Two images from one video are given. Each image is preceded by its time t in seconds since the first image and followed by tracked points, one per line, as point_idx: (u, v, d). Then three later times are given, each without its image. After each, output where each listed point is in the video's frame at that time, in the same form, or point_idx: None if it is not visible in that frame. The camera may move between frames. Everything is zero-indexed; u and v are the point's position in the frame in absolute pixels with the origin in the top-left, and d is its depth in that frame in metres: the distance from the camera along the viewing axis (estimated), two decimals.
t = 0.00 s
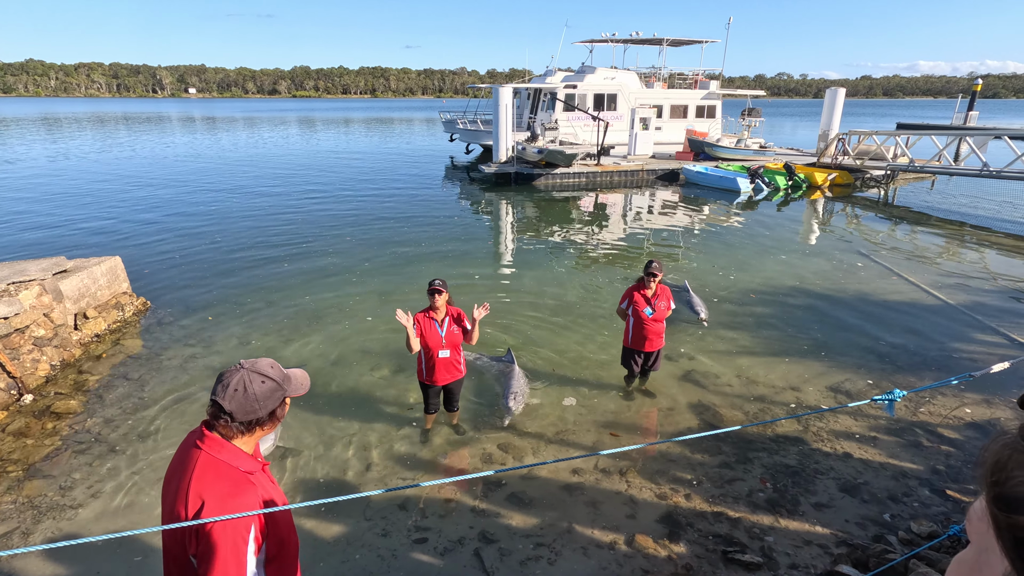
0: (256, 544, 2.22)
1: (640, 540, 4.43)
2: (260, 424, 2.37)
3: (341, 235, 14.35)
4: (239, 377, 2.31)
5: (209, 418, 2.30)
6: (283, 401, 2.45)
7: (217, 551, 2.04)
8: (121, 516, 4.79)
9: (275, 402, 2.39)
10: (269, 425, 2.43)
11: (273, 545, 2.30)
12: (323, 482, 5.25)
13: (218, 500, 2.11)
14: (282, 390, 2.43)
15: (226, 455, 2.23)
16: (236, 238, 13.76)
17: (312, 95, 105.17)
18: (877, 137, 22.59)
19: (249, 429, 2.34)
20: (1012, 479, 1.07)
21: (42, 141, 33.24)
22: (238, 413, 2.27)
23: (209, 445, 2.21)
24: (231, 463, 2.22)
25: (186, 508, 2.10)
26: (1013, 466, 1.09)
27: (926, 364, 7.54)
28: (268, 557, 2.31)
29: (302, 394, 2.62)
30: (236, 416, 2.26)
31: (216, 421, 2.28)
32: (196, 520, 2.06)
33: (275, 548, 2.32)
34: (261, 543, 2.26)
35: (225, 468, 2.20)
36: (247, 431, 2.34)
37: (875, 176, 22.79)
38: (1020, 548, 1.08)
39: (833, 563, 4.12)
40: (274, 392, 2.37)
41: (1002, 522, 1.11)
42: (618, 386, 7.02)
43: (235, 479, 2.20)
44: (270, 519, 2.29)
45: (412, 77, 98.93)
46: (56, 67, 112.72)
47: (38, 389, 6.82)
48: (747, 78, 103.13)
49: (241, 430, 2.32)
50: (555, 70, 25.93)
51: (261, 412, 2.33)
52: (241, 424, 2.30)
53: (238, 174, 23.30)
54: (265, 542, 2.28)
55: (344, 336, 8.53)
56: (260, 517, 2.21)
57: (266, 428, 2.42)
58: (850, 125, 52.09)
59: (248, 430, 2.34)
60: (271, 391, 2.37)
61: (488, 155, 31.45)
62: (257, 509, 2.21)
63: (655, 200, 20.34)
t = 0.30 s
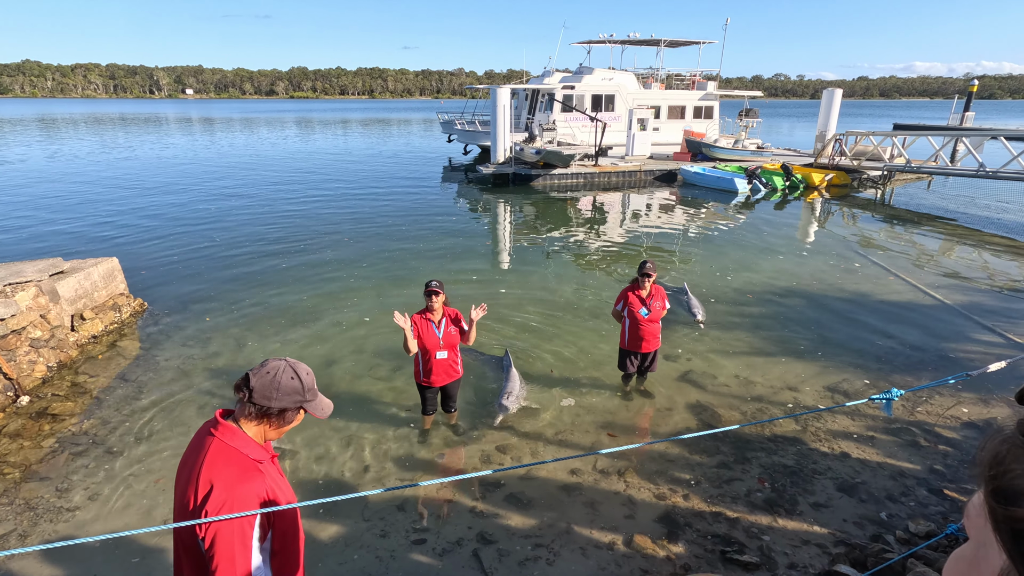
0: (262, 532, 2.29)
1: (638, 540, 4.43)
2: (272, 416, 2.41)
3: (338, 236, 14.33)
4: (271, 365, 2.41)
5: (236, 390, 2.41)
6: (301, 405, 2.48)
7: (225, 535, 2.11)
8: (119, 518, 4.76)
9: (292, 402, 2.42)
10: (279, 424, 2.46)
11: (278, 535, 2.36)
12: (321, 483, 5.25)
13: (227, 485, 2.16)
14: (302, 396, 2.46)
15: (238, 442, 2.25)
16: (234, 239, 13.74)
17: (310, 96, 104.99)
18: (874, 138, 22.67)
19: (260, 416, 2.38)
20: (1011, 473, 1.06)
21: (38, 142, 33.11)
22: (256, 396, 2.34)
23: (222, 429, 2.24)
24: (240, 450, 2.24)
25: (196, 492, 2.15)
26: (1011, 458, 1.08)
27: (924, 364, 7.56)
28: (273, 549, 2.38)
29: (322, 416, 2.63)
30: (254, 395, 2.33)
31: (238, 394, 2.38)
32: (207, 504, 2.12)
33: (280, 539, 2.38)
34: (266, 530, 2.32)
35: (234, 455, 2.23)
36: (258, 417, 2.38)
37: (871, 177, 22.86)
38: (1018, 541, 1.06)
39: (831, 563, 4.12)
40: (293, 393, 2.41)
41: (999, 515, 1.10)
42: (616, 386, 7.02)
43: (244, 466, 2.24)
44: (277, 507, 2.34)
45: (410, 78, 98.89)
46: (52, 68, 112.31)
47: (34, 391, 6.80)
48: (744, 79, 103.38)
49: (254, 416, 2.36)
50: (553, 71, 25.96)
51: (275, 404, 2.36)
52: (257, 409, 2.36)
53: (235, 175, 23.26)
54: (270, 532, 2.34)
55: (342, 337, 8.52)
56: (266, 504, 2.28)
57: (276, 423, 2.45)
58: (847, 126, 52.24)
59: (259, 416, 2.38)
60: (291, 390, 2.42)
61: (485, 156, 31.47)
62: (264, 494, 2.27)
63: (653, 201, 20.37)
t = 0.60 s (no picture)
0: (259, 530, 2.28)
1: (636, 540, 4.42)
2: (279, 417, 2.41)
3: (337, 237, 14.32)
4: (287, 367, 2.44)
5: (250, 385, 2.46)
6: (307, 410, 2.47)
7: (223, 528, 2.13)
8: (116, 520, 4.75)
9: (299, 407, 2.42)
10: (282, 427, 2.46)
11: (276, 533, 2.35)
12: (319, 484, 5.23)
13: (229, 480, 2.18)
14: (310, 403, 2.46)
15: (243, 437, 2.28)
16: (231, 239, 13.71)
17: (307, 97, 104.80)
18: (871, 138, 22.72)
19: (266, 414, 2.39)
20: (997, 468, 1.06)
21: (35, 143, 33.01)
22: (266, 394, 2.36)
23: (228, 425, 2.27)
24: (244, 447, 2.26)
25: (199, 484, 2.18)
26: (995, 455, 1.08)
27: (921, 364, 7.58)
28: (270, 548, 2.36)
29: (326, 428, 2.61)
30: (265, 391, 2.35)
31: (252, 388, 2.42)
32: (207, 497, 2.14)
33: (277, 538, 2.36)
34: (265, 528, 2.32)
35: (238, 451, 2.24)
36: (265, 415, 2.39)
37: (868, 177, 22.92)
38: (1005, 536, 1.05)
39: (828, 563, 4.13)
40: (302, 398, 2.41)
41: (985, 510, 1.10)
42: (614, 387, 7.02)
43: (248, 461, 2.26)
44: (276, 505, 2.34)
45: (408, 78, 98.83)
46: (49, 68, 111.92)
47: (30, 392, 6.77)
48: (742, 80, 103.66)
49: (261, 413, 2.39)
50: (551, 72, 25.97)
51: (283, 404, 2.37)
52: (265, 407, 2.38)
53: (233, 176, 23.23)
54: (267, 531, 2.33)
55: (340, 338, 8.51)
56: (266, 501, 2.28)
57: (280, 424, 2.44)
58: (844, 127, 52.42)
59: (265, 413, 2.39)
60: (302, 395, 2.42)
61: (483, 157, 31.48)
62: (264, 491, 2.27)
63: (651, 201, 20.39)
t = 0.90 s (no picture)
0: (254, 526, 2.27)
1: (635, 541, 4.43)
2: (276, 408, 2.41)
3: (335, 237, 14.32)
4: (284, 360, 2.44)
5: (247, 378, 2.46)
6: (303, 401, 2.46)
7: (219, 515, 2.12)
8: (115, 521, 4.73)
9: (293, 397, 2.41)
10: (279, 419, 2.45)
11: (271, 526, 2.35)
12: (318, 485, 5.22)
13: (226, 467, 2.17)
14: (305, 393, 2.44)
15: (240, 428, 2.27)
16: (229, 240, 13.70)
17: (306, 97, 104.64)
18: (868, 139, 22.78)
19: (263, 405, 2.38)
20: (997, 464, 1.06)
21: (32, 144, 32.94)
22: (263, 385, 2.36)
23: (226, 414, 2.27)
24: (242, 436, 2.25)
25: (196, 472, 2.18)
26: (997, 453, 1.08)
27: (918, 363, 7.60)
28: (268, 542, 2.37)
29: (324, 419, 2.61)
30: (261, 383, 2.35)
31: (249, 381, 2.43)
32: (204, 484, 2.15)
33: (272, 531, 2.36)
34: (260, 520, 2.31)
35: (235, 440, 2.23)
36: (262, 407, 2.38)
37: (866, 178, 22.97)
38: (1005, 530, 1.05)
39: (827, 563, 4.14)
40: (297, 389, 2.41)
41: (986, 505, 1.10)
42: (613, 387, 7.03)
43: (245, 450, 2.26)
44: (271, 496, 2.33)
45: (406, 79, 98.78)
46: (45, 68, 111.55)
47: (28, 394, 6.75)
48: (740, 81, 103.86)
49: (259, 405, 2.38)
50: (549, 73, 25.99)
51: (279, 395, 2.36)
52: (262, 398, 2.37)
53: (231, 176, 23.20)
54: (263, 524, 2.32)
55: (338, 339, 8.50)
56: (261, 490, 2.27)
57: (277, 415, 2.43)
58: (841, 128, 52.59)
59: (262, 405, 2.39)
60: (297, 386, 2.42)
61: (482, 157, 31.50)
62: (260, 479, 2.26)
63: (649, 202, 20.43)
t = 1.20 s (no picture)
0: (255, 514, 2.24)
1: (634, 541, 4.43)
2: (272, 400, 2.41)
3: (333, 237, 14.31)
4: (275, 352, 2.45)
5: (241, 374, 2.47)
6: (297, 391, 2.46)
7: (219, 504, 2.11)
8: (112, 523, 4.71)
9: (287, 387, 2.41)
10: (275, 411, 2.44)
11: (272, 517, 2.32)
12: (317, 486, 5.22)
13: (225, 457, 2.16)
14: (299, 382, 2.45)
15: (237, 421, 2.26)
16: (228, 240, 13.68)
17: (304, 98, 104.55)
18: (866, 139, 22.79)
19: (259, 398, 2.38)
20: (1015, 462, 1.07)
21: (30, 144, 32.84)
22: (256, 377, 2.37)
23: (223, 408, 2.27)
24: (239, 429, 2.25)
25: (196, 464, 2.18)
26: (1016, 451, 1.09)
27: (916, 363, 7.61)
28: (270, 536, 2.33)
29: (320, 407, 2.63)
30: (254, 377, 2.36)
31: (242, 377, 2.43)
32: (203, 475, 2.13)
33: (274, 524, 2.35)
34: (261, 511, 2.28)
35: (233, 432, 2.23)
36: (258, 400, 2.38)
37: (864, 177, 23.01)
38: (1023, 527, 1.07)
39: (826, 562, 4.14)
40: (290, 378, 2.41)
41: (1006, 504, 1.11)
42: (611, 387, 7.03)
43: (243, 441, 2.25)
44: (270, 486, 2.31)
45: (404, 79, 98.72)
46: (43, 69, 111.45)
47: (25, 395, 6.72)
48: (738, 81, 103.97)
49: (255, 398, 2.38)
50: (547, 73, 25.97)
51: (272, 387, 2.37)
52: (257, 391, 2.38)
53: (229, 177, 23.18)
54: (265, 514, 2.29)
55: (336, 339, 8.49)
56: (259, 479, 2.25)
57: (274, 407, 2.43)
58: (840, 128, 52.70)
59: (259, 398, 2.38)
60: (290, 375, 2.42)
61: (480, 158, 31.58)
62: (258, 469, 2.25)
63: (648, 202, 20.44)
